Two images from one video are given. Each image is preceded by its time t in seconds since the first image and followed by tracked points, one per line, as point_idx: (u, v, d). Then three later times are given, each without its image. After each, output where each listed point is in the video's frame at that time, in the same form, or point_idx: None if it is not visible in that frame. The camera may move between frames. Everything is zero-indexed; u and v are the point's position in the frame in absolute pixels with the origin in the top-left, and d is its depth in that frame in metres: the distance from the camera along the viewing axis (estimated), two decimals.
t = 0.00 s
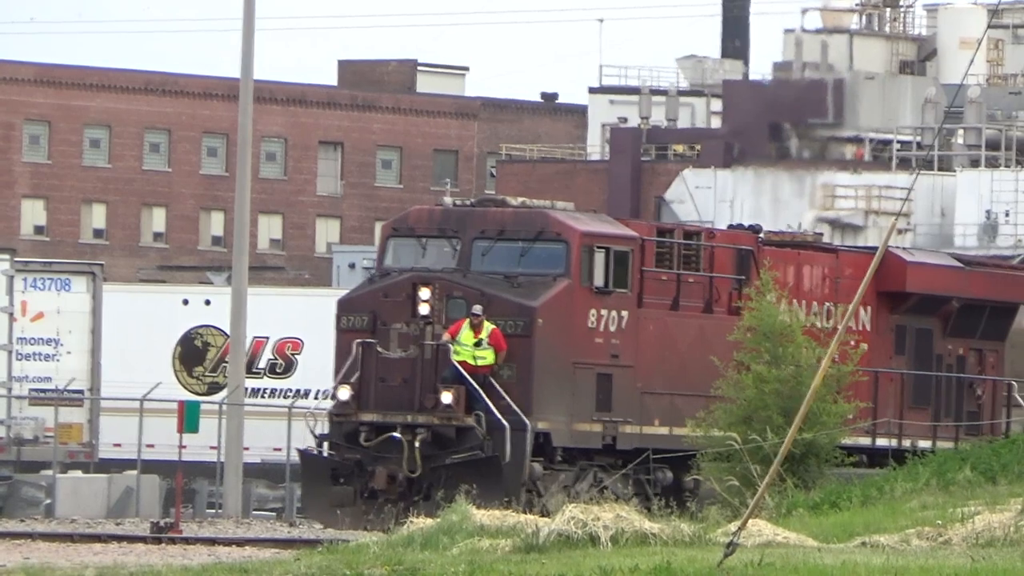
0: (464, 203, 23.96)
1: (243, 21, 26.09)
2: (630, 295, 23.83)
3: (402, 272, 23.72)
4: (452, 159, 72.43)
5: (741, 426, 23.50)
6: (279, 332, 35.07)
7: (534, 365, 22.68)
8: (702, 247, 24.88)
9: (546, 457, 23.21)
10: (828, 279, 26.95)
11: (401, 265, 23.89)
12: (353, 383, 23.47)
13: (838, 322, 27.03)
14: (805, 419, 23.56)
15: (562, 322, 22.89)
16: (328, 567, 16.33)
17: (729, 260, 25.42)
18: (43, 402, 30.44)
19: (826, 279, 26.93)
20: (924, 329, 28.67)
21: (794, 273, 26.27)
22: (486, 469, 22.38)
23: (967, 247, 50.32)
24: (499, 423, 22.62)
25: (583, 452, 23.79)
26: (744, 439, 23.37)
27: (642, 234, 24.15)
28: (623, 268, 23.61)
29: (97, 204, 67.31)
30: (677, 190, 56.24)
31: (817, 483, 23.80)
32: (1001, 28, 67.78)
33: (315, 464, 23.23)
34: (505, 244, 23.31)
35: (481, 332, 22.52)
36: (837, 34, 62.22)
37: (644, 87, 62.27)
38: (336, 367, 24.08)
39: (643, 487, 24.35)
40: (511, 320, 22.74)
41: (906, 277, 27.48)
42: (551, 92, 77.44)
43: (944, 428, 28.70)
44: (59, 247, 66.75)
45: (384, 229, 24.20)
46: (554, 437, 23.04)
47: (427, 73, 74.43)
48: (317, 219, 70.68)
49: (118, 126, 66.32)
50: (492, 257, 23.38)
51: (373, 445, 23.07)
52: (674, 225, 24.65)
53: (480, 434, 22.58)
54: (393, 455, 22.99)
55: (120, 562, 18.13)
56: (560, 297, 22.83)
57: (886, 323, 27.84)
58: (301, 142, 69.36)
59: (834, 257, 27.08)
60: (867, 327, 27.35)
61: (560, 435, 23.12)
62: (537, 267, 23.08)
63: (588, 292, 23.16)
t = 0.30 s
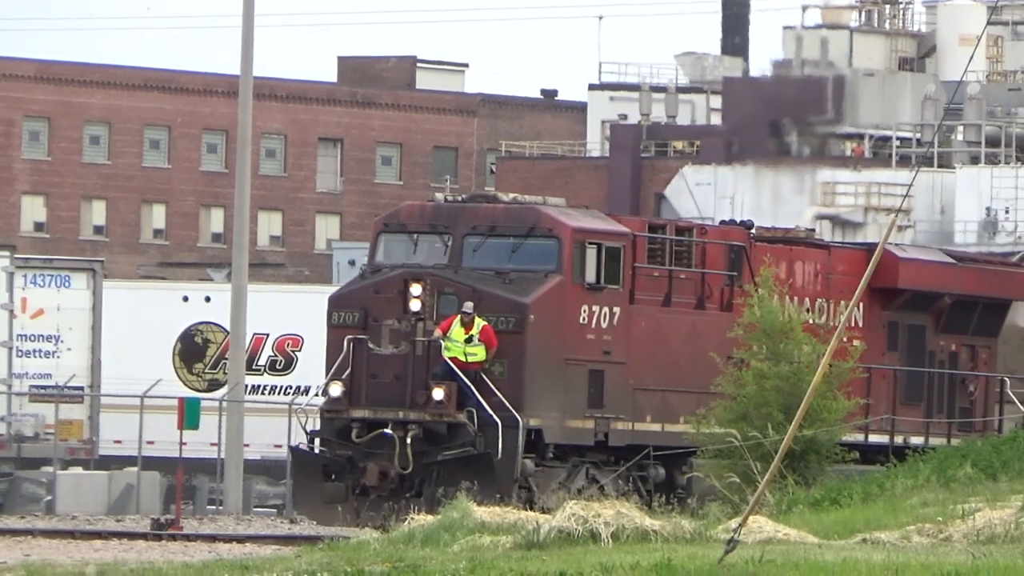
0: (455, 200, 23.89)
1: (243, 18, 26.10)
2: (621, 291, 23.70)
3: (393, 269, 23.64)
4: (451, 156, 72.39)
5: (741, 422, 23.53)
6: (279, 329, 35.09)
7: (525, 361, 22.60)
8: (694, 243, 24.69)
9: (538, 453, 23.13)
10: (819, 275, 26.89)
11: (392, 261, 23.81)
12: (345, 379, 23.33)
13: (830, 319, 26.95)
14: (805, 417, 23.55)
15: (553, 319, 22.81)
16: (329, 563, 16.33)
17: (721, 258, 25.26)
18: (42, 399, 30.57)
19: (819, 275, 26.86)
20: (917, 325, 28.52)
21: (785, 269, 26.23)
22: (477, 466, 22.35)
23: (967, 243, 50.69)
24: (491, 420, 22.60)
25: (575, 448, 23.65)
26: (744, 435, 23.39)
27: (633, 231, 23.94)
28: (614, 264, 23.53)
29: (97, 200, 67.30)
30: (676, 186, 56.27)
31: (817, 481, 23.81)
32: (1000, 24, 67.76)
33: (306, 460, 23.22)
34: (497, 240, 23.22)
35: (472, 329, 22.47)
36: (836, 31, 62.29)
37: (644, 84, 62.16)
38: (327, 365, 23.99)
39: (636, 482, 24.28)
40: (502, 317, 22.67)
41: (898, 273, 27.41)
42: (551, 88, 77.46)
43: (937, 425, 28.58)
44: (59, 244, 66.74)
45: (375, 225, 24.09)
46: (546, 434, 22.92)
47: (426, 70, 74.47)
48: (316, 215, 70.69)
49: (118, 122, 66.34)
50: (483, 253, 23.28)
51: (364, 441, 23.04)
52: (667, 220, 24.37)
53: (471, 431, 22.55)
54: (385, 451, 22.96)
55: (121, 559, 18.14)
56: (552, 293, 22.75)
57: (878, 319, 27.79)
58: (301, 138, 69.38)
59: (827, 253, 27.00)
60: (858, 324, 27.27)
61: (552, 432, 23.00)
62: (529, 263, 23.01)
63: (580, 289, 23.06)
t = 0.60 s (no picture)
0: (443, 195, 23.81)
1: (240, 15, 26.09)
2: (610, 287, 23.61)
3: (381, 264, 23.65)
4: (449, 152, 72.32)
5: (739, 419, 23.50)
6: (275, 325, 35.00)
7: (513, 357, 22.60)
8: (683, 239, 24.55)
9: (526, 449, 23.16)
10: (809, 270, 26.74)
11: (380, 256, 23.81)
12: (333, 375, 23.40)
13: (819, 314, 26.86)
14: (803, 412, 23.56)
15: (541, 315, 22.77)
16: (326, 560, 16.28)
17: (711, 253, 25.06)
18: (39, 395, 30.62)
19: (808, 271, 26.71)
20: (907, 321, 28.42)
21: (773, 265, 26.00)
22: (466, 463, 22.40)
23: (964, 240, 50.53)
24: (479, 416, 22.64)
25: (563, 445, 23.59)
26: (741, 432, 23.35)
27: (621, 226, 23.79)
28: (602, 260, 23.44)
29: (94, 197, 67.24)
30: (674, 181, 56.11)
31: (815, 477, 23.82)
32: (998, 20, 67.71)
33: (294, 455, 23.23)
34: (485, 236, 23.15)
35: (460, 325, 22.40)
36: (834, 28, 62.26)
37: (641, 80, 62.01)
38: (314, 361, 24.04)
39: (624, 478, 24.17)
40: (490, 313, 22.68)
41: (887, 269, 27.34)
42: (548, 85, 77.53)
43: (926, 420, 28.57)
44: (56, 240, 66.68)
45: (362, 221, 24.11)
46: (534, 430, 22.91)
47: (424, 66, 74.48)
48: (314, 211, 70.63)
49: (115, 118, 66.32)
50: (472, 249, 23.22)
51: (352, 438, 23.02)
52: (655, 215, 24.23)
53: (460, 427, 22.56)
54: (373, 447, 22.95)
55: (118, 555, 18.14)
56: (540, 290, 22.72)
57: (866, 314, 27.64)
58: (298, 134, 69.37)
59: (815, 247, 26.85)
60: (849, 320, 27.09)
61: (540, 427, 22.98)
62: (517, 259, 22.97)
63: (568, 284, 23.02)
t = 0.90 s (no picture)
0: (437, 188, 23.48)
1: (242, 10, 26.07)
2: (603, 281, 23.32)
3: (374, 258, 23.23)
4: (450, 147, 72.25)
5: (741, 415, 23.49)
6: (277, 319, 35.07)
7: (506, 351, 22.29)
8: (677, 233, 24.29)
9: (519, 444, 22.83)
10: (802, 265, 26.58)
11: (372, 250, 23.39)
12: (325, 369, 23.05)
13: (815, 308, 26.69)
14: (805, 408, 23.56)
15: (534, 310, 22.47)
16: (328, 554, 16.31)
17: (704, 248, 24.83)
18: (41, 390, 30.58)
19: (802, 265, 26.57)
20: (900, 315, 28.30)
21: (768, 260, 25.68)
22: (458, 457, 22.09)
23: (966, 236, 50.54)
24: (471, 410, 22.29)
25: (556, 439, 23.35)
26: (743, 428, 23.32)
27: (615, 220, 23.52)
28: (596, 254, 23.14)
29: (96, 191, 67.23)
30: (676, 176, 56.05)
31: (816, 472, 23.82)
32: (1000, 15, 67.65)
33: (288, 450, 22.90)
34: (479, 230, 22.82)
35: (453, 318, 22.11)
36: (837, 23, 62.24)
37: (644, 75, 61.92)
38: (308, 355, 23.61)
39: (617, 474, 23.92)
40: (483, 307, 22.32)
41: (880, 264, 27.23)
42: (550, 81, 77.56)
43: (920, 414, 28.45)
44: (58, 235, 66.67)
45: (355, 214, 23.62)
46: (527, 425, 22.61)
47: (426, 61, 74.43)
48: (315, 206, 70.60)
49: (117, 113, 66.29)
50: (464, 243, 22.88)
51: (344, 432, 22.74)
52: (649, 210, 23.99)
53: (452, 422, 22.26)
54: (365, 441, 22.65)
55: (119, 550, 18.12)
56: (533, 284, 22.41)
57: (863, 310, 27.51)
58: (300, 130, 69.31)
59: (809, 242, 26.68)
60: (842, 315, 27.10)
61: (533, 422, 22.67)
62: (510, 253, 22.63)
63: (561, 279, 22.72)
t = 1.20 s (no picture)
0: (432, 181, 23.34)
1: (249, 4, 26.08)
2: (599, 275, 23.25)
3: (369, 252, 23.11)
4: (456, 142, 72.21)
5: (748, 410, 23.50)
6: (284, 314, 35.07)
7: (502, 346, 22.18)
8: (673, 226, 24.24)
9: (516, 438, 22.76)
10: (799, 259, 26.56)
11: (368, 244, 23.26)
12: (321, 363, 22.87)
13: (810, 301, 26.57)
14: (811, 403, 23.53)
15: (529, 304, 22.37)
16: (333, 549, 16.31)
17: (701, 241, 24.75)
18: (46, 384, 30.45)
19: (798, 259, 26.54)
20: (898, 309, 28.13)
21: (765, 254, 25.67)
22: (454, 451, 22.02)
23: (972, 231, 50.84)
24: (467, 404, 22.11)
25: (552, 433, 23.25)
26: (749, 423, 23.36)
27: (611, 214, 23.45)
28: (592, 248, 23.06)
29: (102, 185, 67.29)
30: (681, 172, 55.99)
31: (822, 467, 23.76)
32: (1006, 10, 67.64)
33: (284, 444, 22.78)
34: (474, 223, 22.72)
35: (448, 311, 21.92)
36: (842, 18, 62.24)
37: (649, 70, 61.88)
38: (304, 349, 23.50)
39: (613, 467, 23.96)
40: (479, 300, 22.23)
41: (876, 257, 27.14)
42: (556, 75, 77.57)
43: (916, 408, 28.27)
44: (64, 229, 66.73)
45: (351, 208, 23.55)
46: (523, 419, 22.52)
47: (432, 56, 74.44)
48: (321, 200, 70.62)
49: (123, 108, 66.36)
50: (461, 236, 22.77)
51: (340, 426, 22.58)
52: (645, 203, 23.95)
53: (448, 415, 22.10)
54: (360, 435, 22.50)
55: (125, 544, 18.17)
56: (529, 278, 22.34)
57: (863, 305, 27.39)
58: (305, 124, 69.37)
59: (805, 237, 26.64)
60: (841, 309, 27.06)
61: (529, 416, 22.59)
62: (506, 247, 22.57)
63: (557, 273, 22.67)
